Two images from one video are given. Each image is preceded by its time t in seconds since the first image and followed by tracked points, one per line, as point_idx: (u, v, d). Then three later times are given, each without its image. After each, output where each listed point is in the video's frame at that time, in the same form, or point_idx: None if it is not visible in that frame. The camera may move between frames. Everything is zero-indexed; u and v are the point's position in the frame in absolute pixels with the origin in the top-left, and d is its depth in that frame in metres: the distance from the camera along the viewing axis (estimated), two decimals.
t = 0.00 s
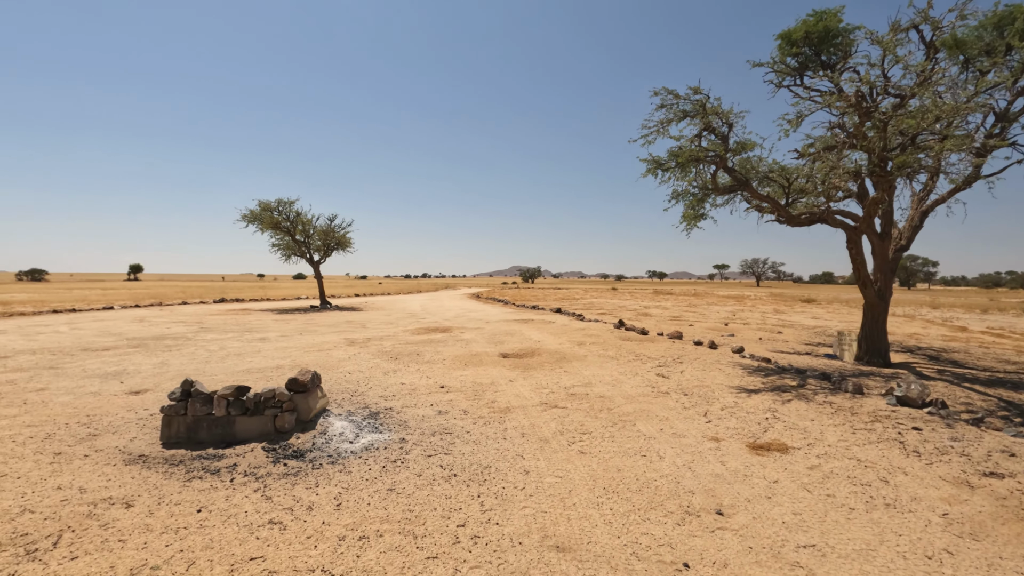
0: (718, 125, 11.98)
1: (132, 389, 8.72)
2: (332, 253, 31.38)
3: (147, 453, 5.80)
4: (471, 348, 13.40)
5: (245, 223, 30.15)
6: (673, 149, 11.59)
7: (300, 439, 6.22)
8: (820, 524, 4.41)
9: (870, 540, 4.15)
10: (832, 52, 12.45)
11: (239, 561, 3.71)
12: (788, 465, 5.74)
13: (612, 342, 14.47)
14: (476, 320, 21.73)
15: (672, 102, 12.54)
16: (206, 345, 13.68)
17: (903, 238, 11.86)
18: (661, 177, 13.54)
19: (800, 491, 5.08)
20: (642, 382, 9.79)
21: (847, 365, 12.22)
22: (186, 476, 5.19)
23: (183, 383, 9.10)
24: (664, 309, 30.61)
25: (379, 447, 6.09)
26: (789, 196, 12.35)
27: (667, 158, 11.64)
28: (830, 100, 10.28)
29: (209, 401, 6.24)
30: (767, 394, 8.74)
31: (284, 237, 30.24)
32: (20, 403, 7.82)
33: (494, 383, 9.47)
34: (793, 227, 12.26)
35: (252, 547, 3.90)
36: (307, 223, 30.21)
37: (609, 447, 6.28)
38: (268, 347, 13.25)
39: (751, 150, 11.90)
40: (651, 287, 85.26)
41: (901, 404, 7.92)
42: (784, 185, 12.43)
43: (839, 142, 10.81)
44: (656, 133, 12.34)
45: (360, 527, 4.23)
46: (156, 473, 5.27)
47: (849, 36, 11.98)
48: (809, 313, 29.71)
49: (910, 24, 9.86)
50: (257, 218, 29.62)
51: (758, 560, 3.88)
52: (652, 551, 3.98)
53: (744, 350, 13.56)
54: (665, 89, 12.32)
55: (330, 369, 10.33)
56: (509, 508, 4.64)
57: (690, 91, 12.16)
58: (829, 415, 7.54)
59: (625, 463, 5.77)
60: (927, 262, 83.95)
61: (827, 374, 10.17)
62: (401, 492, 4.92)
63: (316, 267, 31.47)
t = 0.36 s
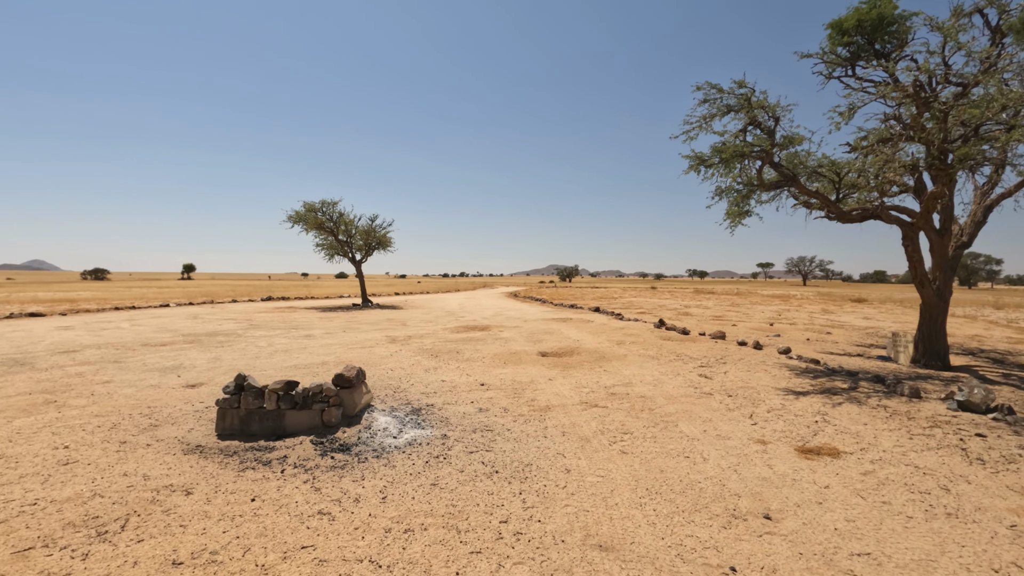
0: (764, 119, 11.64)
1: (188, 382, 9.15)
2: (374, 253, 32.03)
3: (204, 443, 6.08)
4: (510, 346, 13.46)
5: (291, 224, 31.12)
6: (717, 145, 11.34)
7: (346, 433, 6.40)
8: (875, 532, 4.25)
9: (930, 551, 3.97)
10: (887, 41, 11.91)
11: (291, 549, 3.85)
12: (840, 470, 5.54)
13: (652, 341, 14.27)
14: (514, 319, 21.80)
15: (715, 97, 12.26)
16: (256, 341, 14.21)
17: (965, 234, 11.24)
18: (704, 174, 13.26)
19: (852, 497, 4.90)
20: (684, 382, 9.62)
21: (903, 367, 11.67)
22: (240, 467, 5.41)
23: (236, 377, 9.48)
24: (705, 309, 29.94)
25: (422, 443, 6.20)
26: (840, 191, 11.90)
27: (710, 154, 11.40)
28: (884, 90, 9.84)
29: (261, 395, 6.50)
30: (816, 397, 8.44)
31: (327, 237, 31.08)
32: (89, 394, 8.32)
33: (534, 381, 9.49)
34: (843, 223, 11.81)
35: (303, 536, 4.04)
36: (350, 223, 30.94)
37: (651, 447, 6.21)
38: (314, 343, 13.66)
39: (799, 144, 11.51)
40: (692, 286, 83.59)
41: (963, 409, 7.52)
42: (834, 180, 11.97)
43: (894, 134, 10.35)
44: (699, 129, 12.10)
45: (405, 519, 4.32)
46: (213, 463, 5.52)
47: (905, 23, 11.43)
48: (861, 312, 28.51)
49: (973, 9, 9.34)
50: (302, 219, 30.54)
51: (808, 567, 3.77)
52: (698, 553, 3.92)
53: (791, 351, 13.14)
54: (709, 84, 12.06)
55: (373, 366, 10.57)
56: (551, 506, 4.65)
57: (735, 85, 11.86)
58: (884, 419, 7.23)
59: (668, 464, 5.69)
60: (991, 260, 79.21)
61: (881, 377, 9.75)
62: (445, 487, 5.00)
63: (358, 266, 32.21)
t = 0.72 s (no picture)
0: (809, 114, 11.29)
1: (237, 378, 9.52)
2: (411, 252, 32.51)
3: (252, 437, 6.33)
4: (546, 345, 13.45)
5: (331, 225, 31.91)
6: (759, 141, 11.06)
7: (387, 430, 6.54)
8: (930, 542, 4.08)
9: (989, 564, 3.79)
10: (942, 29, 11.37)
11: (336, 541, 3.97)
12: (890, 477, 5.34)
13: (691, 342, 14.02)
14: (550, 318, 21.75)
15: (757, 91, 11.96)
16: (299, 339, 14.65)
17: None
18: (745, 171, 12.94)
19: (904, 506, 4.72)
20: (724, 384, 9.42)
21: (959, 371, 11.13)
22: (287, 460, 5.61)
23: (281, 373, 9.81)
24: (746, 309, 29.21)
25: (460, 440, 6.28)
26: (890, 187, 11.43)
27: (752, 150, 11.13)
28: (939, 81, 9.40)
29: (306, 391, 6.72)
30: (864, 401, 8.14)
31: (366, 237, 31.73)
32: (145, 388, 8.76)
33: (570, 381, 9.46)
34: (894, 220, 11.35)
35: (347, 528, 4.16)
36: (388, 223, 31.51)
37: (690, 450, 6.12)
38: (353, 341, 13.99)
39: (847, 138, 11.11)
40: (732, 285, 81.54)
41: None
42: (884, 175, 11.51)
43: (950, 126, 9.87)
44: (740, 124, 11.82)
45: (445, 515, 4.40)
46: (261, 456, 5.74)
47: (962, 10, 10.89)
48: (913, 313, 27.24)
49: None
50: (342, 220, 31.28)
51: None
52: (740, 558, 3.85)
53: (837, 353, 12.69)
54: (750, 78, 11.76)
55: (411, 363, 10.75)
56: (589, 506, 4.65)
57: (778, 79, 11.53)
58: (938, 425, 6.92)
59: (708, 467, 5.60)
60: None
61: (935, 381, 9.32)
62: (483, 484, 5.06)
63: (395, 266, 32.77)
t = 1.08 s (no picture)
0: (854, 107, 10.90)
1: (279, 374, 9.82)
2: (444, 252, 32.83)
3: (294, 432, 6.52)
4: (580, 345, 13.40)
5: (367, 225, 32.50)
6: (801, 136, 10.74)
7: (423, 427, 6.64)
8: (985, 554, 3.91)
9: None
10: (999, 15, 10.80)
11: (376, 534, 4.06)
12: (942, 485, 5.13)
13: (729, 342, 13.73)
14: (583, 317, 21.65)
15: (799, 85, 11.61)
16: (337, 336, 15.00)
17: None
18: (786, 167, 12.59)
19: (958, 515, 4.52)
20: (764, 385, 9.20)
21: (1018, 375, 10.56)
22: (327, 455, 5.76)
23: (320, 370, 10.07)
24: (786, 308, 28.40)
25: (495, 438, 6.33)
26: (942, 181, 10.93)
27: (794, 146, 10.82)
28: (996, 70, 8.94)
29: (345, 387, 6.88)
30: (913, 405, 7.83)
31: (401, 237, 32.22)
32: (193, 382, 9.14)
33: (605, 381, 9.40)
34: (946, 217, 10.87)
35: (386, 522, 4.26)
36: (422, 223, 31.92)
37: (729, 452, 6.01)
38: (389, 339, 14.23)
39: (895, 132, 10.68)
40: (771, 284, 79.37)
41: None
42: (935, 170, 11.01)
43: (1007, 117, 9.37)
44: (780, 119, 11.51)
45: (481, 512, 4.44)
46: (303, 450, 5.91)
47: None
48: (966, 314, 25.96)
49: None
50: (377, 220, 31.83)
51: None
52: (781, 563, 3.77)
53: (884, 355, 12.22)
54: (792, 72, 11.43)
55: (446, 362, 10.87)
56: (625, 506, 4.62)
57: (821, 71, 11.17)
58: (994, 431, 6.60)
59: (747, 470, 5.49)
60: None
61: (990, 385, 8.88)
62: (518, 482, 5.09)
63: (429, 265, 33.16)
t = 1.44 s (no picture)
0: (900, 101, 10.50)
1: (315, 371, 10.05)
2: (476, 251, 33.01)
3: (331, 428, 6.67)
4: (612, 345, 13.29)
5: (399, 225, 32.94)
6: (842, 131, 10.41)
7: (456, 425, 6.70)
8: None
9: None
10: None
11: (411, 530, 4.13)
12: (995, 495, 4.89)
13: (766, 344, 13.39)
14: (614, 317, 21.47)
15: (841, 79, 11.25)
16: (371, 335, 15.26)
17: None
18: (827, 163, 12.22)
19: (1012, 527, 4.31)
20: (803, 388, 8.94)
21: None
22: (363, 451, 5.87)
23: (355, 368, 10.27)
24: (825, 309, 27.53)
25: (528, 438, 6.34)
26: (996, 176, 10.42)
27: (835, 142, 10.49)
28: None
29: (380, 385, 7.00)
30: (963, 411, 7.49)
31: (433, 237, 32.55)
32: (235, 379, 9.44)
33: (637, 382, 9.30)
34: (999, 214, 10.41)
35: (421, 519, 4.31)
36: (454, 223, 32.18)
37: (766, 456, 5.87)
38: (422, 338, 14.41)
39: (944, 125, 10.24)
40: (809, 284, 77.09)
41: None
42: (988, 164, 10.51)
43: None
44: (820, 115, 11.18)
45: (515, 511, 4.46)
46: (340, 446, 6.04)
47: None
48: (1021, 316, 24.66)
49: None
50: (410, 220, 32.25)
51: None
52: (822, 571, 3.67)
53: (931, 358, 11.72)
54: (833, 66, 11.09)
55: (478, 361, 10.94)
56: (660, 509, 4.56)
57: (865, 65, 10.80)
58: None
59: (786, 475, 5.36)
60: None
61: None
62: (551, 482, 5.08)
63: (461, 264, 33.41)
